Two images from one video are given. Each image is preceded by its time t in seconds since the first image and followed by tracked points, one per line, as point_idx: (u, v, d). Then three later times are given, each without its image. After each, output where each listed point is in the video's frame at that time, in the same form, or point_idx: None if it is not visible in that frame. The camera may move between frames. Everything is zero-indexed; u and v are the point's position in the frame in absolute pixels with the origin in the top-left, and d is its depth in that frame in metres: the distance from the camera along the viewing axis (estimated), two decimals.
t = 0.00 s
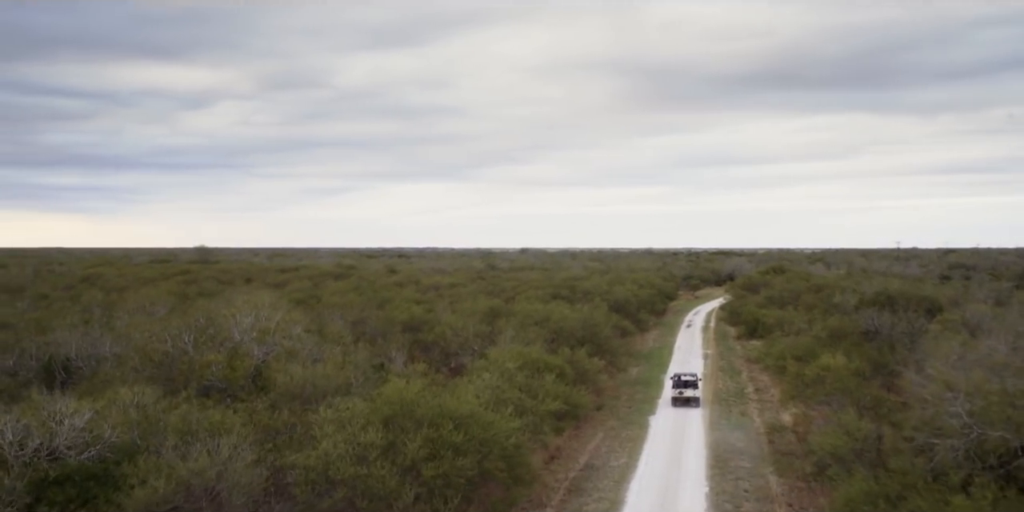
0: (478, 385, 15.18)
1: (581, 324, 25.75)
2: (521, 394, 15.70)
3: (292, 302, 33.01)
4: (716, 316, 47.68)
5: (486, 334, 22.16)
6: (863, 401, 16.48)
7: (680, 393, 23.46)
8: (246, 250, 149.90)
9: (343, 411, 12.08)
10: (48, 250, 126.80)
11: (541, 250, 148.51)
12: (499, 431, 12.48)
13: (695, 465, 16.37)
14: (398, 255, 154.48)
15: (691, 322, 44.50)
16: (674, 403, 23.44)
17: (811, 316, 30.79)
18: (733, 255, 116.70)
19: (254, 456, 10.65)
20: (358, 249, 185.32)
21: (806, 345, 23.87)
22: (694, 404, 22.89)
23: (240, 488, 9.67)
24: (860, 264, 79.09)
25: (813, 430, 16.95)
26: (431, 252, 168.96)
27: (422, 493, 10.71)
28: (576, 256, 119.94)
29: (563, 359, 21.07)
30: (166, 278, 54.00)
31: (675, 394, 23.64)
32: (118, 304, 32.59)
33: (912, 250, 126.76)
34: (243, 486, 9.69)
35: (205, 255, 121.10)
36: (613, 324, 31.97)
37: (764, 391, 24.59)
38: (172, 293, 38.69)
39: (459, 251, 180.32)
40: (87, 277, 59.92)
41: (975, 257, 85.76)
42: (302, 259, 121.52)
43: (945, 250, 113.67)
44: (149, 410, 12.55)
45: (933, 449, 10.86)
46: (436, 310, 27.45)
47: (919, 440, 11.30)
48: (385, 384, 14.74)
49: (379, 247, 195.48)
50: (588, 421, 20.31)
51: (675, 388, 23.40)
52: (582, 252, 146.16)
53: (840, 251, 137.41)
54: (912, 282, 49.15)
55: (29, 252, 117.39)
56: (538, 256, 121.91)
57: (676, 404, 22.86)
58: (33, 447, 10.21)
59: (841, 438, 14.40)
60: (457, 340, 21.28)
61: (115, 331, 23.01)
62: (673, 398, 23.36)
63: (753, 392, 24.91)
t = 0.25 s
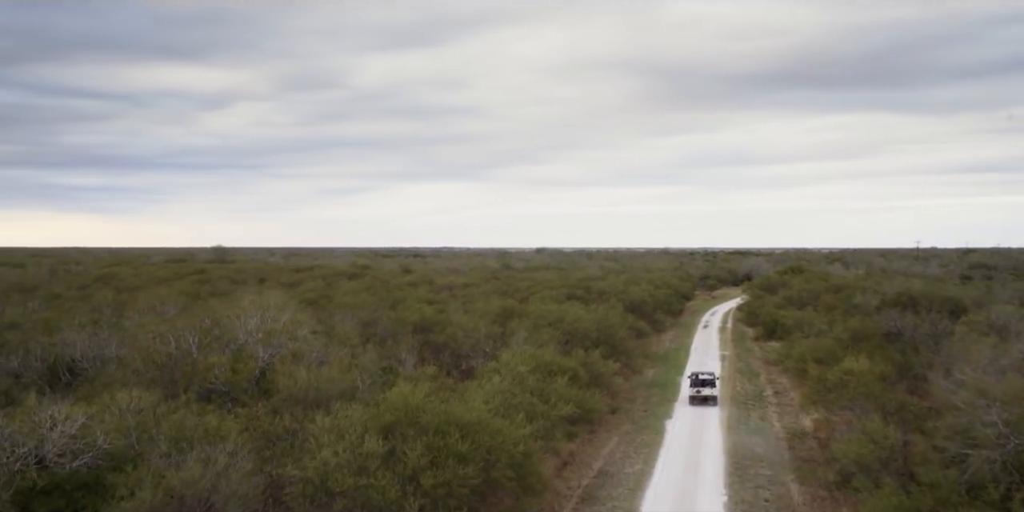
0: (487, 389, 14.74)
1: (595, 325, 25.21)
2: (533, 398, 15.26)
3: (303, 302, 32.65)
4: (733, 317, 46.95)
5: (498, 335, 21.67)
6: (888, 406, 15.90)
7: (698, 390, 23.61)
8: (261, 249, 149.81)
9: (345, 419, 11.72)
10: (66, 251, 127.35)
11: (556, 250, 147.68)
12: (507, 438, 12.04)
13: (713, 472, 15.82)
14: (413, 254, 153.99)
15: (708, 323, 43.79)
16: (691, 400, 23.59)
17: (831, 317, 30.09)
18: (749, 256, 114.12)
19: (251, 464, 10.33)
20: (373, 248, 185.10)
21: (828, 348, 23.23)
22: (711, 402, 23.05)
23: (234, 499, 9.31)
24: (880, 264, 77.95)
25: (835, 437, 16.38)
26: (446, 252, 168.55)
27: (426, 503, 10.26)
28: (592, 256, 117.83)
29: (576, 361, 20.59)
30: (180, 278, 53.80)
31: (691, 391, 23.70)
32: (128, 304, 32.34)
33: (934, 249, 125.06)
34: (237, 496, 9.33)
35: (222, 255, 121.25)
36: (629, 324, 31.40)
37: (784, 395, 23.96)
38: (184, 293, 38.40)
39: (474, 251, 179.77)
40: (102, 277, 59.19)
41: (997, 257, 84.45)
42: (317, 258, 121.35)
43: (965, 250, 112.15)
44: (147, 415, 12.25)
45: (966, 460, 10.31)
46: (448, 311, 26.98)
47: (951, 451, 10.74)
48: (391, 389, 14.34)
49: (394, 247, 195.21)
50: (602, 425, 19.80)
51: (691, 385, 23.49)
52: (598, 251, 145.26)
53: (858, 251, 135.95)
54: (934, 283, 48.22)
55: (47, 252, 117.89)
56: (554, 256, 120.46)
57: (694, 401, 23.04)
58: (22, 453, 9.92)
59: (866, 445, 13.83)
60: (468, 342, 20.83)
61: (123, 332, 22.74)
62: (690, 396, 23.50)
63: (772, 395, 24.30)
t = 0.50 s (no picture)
0: (495, 393, 14.25)
1: (609, 326, 24.62)
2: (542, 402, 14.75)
3: (314, 303, 32.25)
4: (750, 317, 46.20)
5: (509, 336, 21.17)
6: (913, 411, 15.27)
7: (715, 389, 23.66)
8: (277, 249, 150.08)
9: (344, 426, 11.31)
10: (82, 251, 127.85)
11: (571, 249, 146.84)
12: (514, 445, 11.54)
13: (730, 479, 15.24)
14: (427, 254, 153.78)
15: (725, 324, 43.04)
16: (708, 399, 23.59)
17: (851, 318, 29.37)
18: (767, 255, 110.57)
19: (245, 475, 9.93)
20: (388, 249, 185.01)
21: (849, 350, 22.55)
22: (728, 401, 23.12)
23: None
24: (900, 263, 76.78)
25: (857, 443, 15.77)
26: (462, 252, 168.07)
27: None
28: (608, 256, 115.01)
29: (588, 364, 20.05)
30: (192, 278, 53.66)
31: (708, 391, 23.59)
32: (137, 304, 32.04)
33: (954, 249, 123.30)
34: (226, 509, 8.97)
35: (237, 255, 121.34)
36: (644, 325, 30.79)
37: (803, 399, 23.31)
38: (194, 293, 38.10)
39: (489, 250, 179.25)
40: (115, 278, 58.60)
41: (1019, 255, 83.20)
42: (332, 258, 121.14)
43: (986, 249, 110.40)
44: (143, 422, 11.91)
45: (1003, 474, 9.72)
46: (459, 311, 26.47)
47: (987, 463, 10.15)
48: (396, 393, 13.90)
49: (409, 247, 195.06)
50: (615, 429, 19.27)
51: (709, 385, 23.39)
52: (614, 251, 144.29)
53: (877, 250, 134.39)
54: (956, 283, 47.27)
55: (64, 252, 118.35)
56: (570, 256, 117.83)
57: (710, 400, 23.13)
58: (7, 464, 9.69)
59: (890, 453, 13.23)
60: (479, 344, 20.32)
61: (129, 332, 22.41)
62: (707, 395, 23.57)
63: (791, 398, 23.65)
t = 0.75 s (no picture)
0: (502, 398, 13.74)
1: (622, 327, 24.01)
2: (551, 407, 14.23)
3: (322, 304, 31.83)
4: (766, 318, 45.48)
5: (518, 338, 20.61)
6: (939, 418, 14.63)
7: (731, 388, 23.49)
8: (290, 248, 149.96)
9: (342, 433, 10.84)
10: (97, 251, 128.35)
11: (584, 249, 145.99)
12: (520, 453, 11.02)
13: (747, 487, 14.64)
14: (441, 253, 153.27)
15: (740, 325, 42.25)
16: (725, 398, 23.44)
17: (871, 319, 28.65)
18: (784, 256, 107.28)
19: (237, 487, 9.50)
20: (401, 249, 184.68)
21: (870, 353, 21.87)
22: (744, 401, 23.08)
23: None
24: (918, 263, 75.67)
25: (880, 451, 15.13)
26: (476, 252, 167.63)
27: None
28: (622, 256, 112.87)
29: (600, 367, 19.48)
30: (203, 278, 53.42)
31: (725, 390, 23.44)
32: (145, 304, 31.70)
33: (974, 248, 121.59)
34: None
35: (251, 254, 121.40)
36: (658, 327, 30.16)
37: (822, 402, 22.64)
38: (203, 293, 37.77)
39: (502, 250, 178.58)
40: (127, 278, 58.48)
41: None
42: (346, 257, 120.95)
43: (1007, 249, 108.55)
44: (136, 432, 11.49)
45: None
46: (469, 312, 25.95)
47: None
48: (399, 399, 13.40)
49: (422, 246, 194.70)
50: (628, 434, 18.69)
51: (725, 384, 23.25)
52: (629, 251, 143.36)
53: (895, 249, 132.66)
54: (976, 283, 46.36)
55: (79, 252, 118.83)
56: (583, 256, 115.50)
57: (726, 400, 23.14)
58: None
59: (916, 463, 12.61)
60: (487, 346, 19.78)
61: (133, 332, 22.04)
62: (723, 393, 23.52)
63: (809, 401, 22.98)
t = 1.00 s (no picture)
0: (507, 403, 13.22)
1: (634, 329, 23.42)
2: (559, 412, 13.75)
3: (331, 304, 31.41)
4: (782, 319, 44.72)
5: (527, 340, 20.06)
6: (965, 426, 14.00)
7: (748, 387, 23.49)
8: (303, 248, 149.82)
9: (337, 441, 10.36)
10: (113, 252, 128.81)
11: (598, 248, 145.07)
12: (524, 461, 10.49)
13: (764, 496, 14.03)
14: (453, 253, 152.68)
15: (757, 326, 41.44)
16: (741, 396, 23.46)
17: (891, 321, 27.92)
18: (800, 256, 104.40)
19: (224, 498, 9.05)
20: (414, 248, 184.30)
21: (890, 356, 21.19)
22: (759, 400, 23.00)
23: None
24: (938, 263, 74.51)
25: (902, 459, 14.50)
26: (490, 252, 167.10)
27: None
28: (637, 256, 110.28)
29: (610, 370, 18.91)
30: (214, 278, 53.17)
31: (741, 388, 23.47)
32: (152, 305, 31.44)
33: (994, 247, 119.82)
34: None
35: (267, 254, 121.41)
36: (671, 328, 29.54)
37: (841, 407, 21.96)
38: (212, 293, 37.45)
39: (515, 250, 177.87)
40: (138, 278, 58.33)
41: None
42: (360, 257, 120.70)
43: None
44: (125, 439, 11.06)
45: None
46: (478, 313, 25.42)
47: None
48: (400, 404, 12.89)
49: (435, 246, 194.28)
50: (639, 440, 18.11)
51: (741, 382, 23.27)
52: (643, 250, 142.32)
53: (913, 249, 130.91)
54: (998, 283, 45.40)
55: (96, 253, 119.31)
56: (597, 256, 113.29)
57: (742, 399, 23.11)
58: None
59: (941, 474, 11.98)
60: (495, 349, 19.28)
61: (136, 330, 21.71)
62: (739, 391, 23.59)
63: (827, 405, 22.32)
